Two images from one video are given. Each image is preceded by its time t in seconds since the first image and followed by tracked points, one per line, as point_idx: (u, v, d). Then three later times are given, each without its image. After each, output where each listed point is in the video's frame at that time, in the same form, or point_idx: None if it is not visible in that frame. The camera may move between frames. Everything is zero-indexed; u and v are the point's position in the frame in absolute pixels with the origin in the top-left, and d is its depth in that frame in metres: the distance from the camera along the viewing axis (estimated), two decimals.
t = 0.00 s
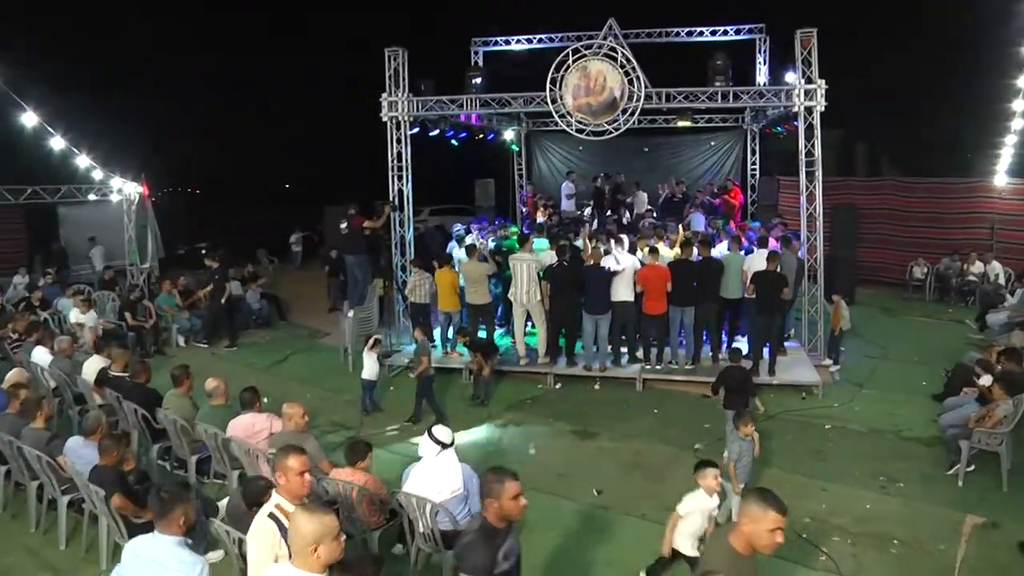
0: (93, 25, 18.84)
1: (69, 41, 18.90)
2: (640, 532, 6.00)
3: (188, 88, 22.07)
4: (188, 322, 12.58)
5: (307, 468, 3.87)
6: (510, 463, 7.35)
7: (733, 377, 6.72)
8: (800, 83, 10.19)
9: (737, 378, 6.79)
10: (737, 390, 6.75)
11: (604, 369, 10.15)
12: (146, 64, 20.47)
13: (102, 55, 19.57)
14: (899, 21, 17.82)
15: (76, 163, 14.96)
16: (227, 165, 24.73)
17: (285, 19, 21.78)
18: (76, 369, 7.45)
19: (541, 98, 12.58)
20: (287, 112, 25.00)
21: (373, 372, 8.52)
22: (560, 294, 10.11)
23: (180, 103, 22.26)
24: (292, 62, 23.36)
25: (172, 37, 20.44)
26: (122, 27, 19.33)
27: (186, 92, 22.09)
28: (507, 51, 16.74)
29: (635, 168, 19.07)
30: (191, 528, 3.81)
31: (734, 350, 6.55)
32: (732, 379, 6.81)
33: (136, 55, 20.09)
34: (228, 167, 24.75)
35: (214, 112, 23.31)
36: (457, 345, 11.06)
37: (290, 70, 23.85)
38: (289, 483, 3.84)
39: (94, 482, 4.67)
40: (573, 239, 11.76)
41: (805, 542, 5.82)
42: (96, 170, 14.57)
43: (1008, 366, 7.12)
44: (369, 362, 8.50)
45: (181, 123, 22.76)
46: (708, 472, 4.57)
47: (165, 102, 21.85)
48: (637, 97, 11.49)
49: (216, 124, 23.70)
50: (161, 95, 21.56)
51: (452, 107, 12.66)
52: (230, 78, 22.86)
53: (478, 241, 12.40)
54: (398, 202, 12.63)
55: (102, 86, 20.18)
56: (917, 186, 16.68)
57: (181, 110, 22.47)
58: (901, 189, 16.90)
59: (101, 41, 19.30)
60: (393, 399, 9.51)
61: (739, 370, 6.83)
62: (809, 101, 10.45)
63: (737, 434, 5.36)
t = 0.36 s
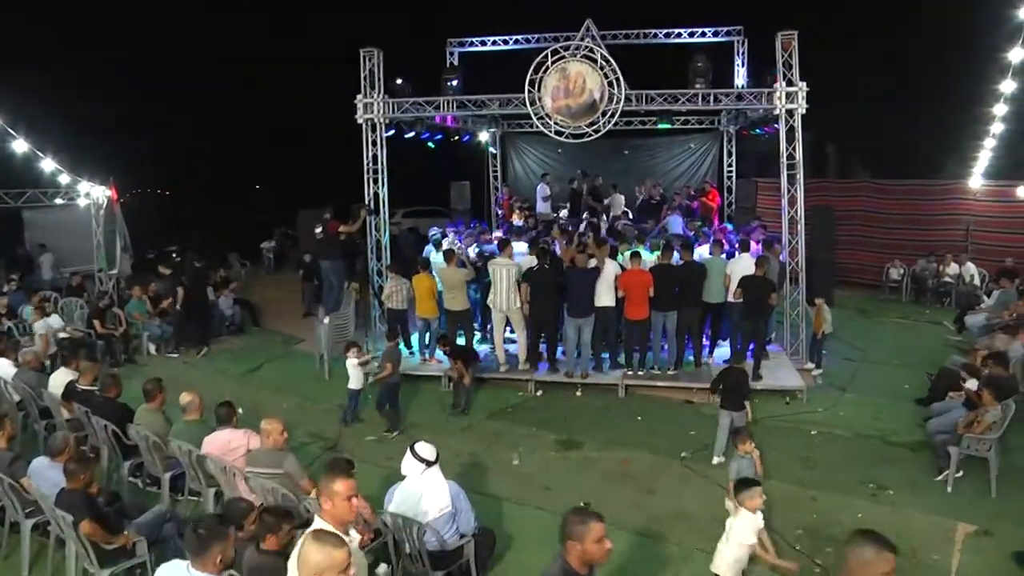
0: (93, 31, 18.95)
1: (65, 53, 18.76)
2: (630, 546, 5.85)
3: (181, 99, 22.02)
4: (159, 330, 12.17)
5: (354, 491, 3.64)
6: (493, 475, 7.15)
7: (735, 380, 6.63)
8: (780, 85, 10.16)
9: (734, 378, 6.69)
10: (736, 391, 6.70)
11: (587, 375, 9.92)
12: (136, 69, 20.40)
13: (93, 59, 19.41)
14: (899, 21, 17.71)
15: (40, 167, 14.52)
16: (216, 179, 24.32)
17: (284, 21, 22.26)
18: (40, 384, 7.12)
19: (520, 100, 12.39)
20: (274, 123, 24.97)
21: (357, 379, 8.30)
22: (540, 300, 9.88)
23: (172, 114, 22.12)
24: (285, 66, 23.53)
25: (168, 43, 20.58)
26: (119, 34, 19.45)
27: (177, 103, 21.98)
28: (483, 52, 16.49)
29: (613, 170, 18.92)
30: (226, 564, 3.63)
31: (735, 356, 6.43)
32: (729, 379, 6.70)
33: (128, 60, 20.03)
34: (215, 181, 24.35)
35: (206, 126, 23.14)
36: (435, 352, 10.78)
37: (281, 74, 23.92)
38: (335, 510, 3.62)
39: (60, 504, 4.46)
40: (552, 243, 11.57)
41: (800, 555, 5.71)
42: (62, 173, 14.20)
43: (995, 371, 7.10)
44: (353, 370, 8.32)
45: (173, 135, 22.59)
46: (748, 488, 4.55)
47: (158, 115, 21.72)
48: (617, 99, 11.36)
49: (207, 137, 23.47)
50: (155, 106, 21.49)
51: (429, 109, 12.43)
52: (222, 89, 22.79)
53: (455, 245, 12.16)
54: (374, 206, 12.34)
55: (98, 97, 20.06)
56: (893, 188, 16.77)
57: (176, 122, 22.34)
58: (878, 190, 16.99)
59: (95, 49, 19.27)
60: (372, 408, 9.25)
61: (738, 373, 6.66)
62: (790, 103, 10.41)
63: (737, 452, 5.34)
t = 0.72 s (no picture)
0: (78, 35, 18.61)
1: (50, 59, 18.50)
2: (622, 558, 5.71)
3: (168, 103, 21.80)
4: (130, 339, 11.81)
5: (420, 536, 3.21)
6: (478, 486, 6.95)
7: (741, 380, 6.88)
8: (763, 87, 10.10)
9: (739, 378, 6.95)
10: (742, 391, 6.93)
11: (570, 382, 9.69)
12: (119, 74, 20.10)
13: (76, 64, 19.08)
14: (898, 21, 17.40)
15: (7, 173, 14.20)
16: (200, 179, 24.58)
17: (285, 20, 21.20)
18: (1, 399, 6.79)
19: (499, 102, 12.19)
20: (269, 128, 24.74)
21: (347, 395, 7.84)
22: (522, 306, 9.66)
23: (159, 119, 21.91)
24: (282, 72, 22.99)
25: (153, 52, 20.19)
26: (104, 42, 19.12)
27: (164, 109, 21.74)
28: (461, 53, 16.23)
29: (591, 173, 18.78)
30: None
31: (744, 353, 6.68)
32: (735, 379, 6.95)
33: (112, 65, 19.73)
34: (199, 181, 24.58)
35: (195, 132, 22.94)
36: (413, 359, 10.50)
37: (277, 81, 23.41)
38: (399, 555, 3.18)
39: (28, 531, 4.20)
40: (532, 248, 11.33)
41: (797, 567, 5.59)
42: (30, 178, 14.00)
43: (984, 376, 7.05)
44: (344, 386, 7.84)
45: (162, 142, 22.46)
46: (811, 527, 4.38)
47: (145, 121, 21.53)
48: (599, 102, 11.21)
49: (197, 143, 23.37)
50: (139, 111, 21.28)
51: (407, 112, 12.22)
52: (211, 97, 22.56)
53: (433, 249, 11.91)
54: (351, 211, 12.06)
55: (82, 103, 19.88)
56: (872, 190, 16.84)
57: (164, 128, 22.19)
58: (857, 193, 17.07)
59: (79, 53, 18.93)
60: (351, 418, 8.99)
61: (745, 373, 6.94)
62: (772, 106, 10.37)
63: (740, 469, 5.09)
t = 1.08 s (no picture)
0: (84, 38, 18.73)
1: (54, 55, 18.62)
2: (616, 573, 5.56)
3: (165, 101, 22.06)
4: (101, 348, 11.41)
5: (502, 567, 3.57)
6: (463, 499, 6.75)
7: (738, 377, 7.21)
8: (747, 90, 10.03)
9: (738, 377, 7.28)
10: (740, 388, 7.26)
11: (553, 390, 9.45)
12: (97, 74, 19.87)
13: (49, 63, 18.64)
14: (877, 24, 17.73)
15: None
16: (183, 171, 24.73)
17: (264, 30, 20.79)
18: None
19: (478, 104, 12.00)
20: (245, 125, 24.83)
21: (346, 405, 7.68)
22: (503, 314, 9.41)
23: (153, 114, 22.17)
24: (257, 70, 22.70)
25: (156, 56, 20.45)
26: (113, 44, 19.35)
27: (159, 104, 22.02)
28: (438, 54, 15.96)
29: (569, 175, 18.61)
30: None
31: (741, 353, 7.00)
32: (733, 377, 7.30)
33: (85, 64, 19.31)
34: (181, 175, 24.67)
35: (187, 124, 23.30)
36: (393, 367, 10.24)
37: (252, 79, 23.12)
38: None
39: None
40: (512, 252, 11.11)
41: None
42: None
43: (974, 382, 6.98)
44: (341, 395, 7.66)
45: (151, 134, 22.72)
46: (893, 540, 4.15)
47: (135, 113, 21.76)
48: (580, 104, 11.02)
49: (182, 135, 23.56)
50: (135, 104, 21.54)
51: (385, 114, 11.98)
52: (183, 94, 22.28)
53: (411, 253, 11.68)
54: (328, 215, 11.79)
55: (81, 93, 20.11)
56: (850, 192, 16.88)
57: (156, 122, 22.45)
58: (836, 195, 17.12)
59: (82, 53, 19.05)
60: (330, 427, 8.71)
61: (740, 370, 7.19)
62: (756, 109, 10.30)
63: (754, 486, 4.95)
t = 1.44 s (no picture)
0: (96, 39, 18.93)
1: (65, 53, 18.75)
2: None
3: (164, 99, 22.28)
4: (72, 356, 11.02)
5: None
6: (448, 510, 6.58)
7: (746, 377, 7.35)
8: (731, 91, 9.95)
9: (745, 377, 7.41)
10: (747, 389, 7.39)
11: (537, 396, 9.25)
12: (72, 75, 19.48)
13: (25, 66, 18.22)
14: (860, 28, 18.03)
15: None
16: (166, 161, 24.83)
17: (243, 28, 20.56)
18: None
19: (458, 105, 11.78)
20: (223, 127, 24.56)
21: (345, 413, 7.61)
22: (487, 319, 9.20)
23: (150, 110, 22.33)
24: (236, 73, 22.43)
25: (161, 59, 20.70)
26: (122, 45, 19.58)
27: (157, 101, 22.21)
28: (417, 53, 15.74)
29: (548, 176, 18.43)
30: None
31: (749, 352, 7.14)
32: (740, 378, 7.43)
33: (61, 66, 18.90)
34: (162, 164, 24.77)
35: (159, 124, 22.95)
36: (373, 374, 9.98)
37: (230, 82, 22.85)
38: None
39: None
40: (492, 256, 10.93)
41: None
42: None
43: (963, 386, 6.97)
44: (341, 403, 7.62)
45: (144, 128, 22.86)
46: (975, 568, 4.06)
47: (132, 109, 21.91)
48: (562, 106, 10.84)
49: (172, 132, 23.66)
50: (134, 100, 21.70)
51: (363, 115, 11.76)
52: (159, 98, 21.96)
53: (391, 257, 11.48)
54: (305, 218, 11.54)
55: (84, 89, 20.24)
56: (831, 193, 16.88)
57: (152, 118, 22.63)
58: (817, 197, 17.12)
59: (91, 52, 19.24)
60: (310, 436, 8.49)
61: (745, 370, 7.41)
62: (740, 111, 10.23)
63: (771, 504, 4.83)
